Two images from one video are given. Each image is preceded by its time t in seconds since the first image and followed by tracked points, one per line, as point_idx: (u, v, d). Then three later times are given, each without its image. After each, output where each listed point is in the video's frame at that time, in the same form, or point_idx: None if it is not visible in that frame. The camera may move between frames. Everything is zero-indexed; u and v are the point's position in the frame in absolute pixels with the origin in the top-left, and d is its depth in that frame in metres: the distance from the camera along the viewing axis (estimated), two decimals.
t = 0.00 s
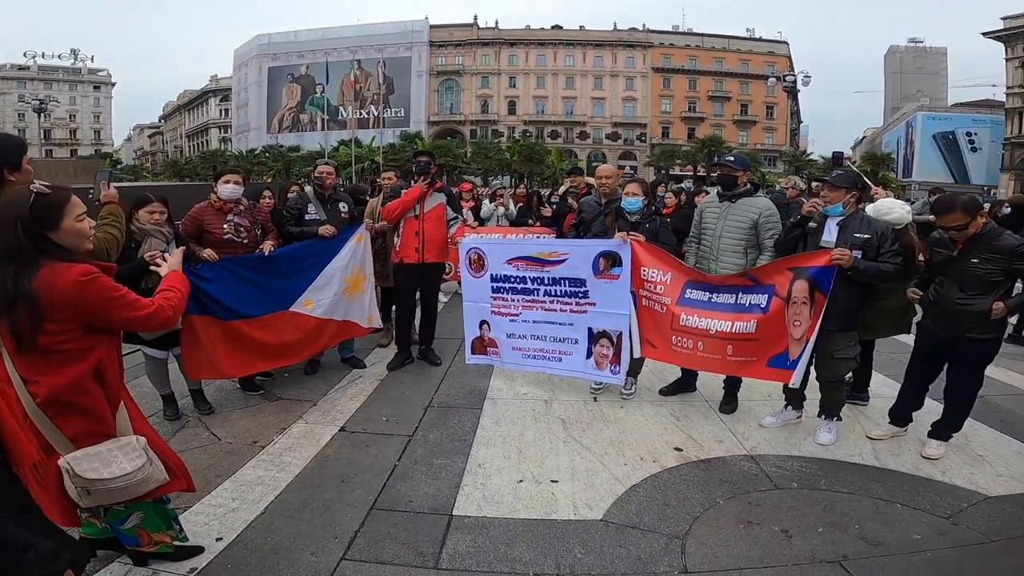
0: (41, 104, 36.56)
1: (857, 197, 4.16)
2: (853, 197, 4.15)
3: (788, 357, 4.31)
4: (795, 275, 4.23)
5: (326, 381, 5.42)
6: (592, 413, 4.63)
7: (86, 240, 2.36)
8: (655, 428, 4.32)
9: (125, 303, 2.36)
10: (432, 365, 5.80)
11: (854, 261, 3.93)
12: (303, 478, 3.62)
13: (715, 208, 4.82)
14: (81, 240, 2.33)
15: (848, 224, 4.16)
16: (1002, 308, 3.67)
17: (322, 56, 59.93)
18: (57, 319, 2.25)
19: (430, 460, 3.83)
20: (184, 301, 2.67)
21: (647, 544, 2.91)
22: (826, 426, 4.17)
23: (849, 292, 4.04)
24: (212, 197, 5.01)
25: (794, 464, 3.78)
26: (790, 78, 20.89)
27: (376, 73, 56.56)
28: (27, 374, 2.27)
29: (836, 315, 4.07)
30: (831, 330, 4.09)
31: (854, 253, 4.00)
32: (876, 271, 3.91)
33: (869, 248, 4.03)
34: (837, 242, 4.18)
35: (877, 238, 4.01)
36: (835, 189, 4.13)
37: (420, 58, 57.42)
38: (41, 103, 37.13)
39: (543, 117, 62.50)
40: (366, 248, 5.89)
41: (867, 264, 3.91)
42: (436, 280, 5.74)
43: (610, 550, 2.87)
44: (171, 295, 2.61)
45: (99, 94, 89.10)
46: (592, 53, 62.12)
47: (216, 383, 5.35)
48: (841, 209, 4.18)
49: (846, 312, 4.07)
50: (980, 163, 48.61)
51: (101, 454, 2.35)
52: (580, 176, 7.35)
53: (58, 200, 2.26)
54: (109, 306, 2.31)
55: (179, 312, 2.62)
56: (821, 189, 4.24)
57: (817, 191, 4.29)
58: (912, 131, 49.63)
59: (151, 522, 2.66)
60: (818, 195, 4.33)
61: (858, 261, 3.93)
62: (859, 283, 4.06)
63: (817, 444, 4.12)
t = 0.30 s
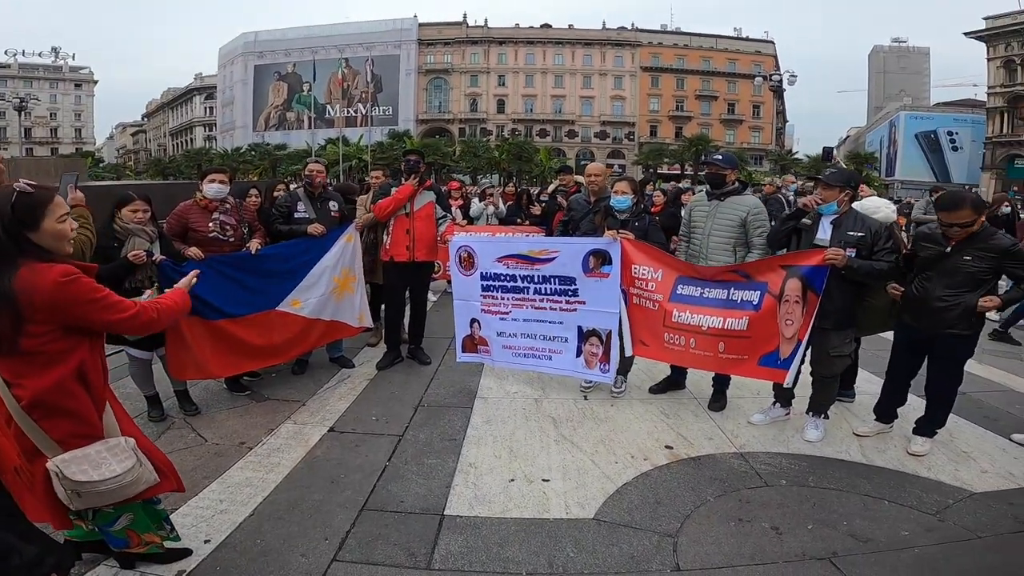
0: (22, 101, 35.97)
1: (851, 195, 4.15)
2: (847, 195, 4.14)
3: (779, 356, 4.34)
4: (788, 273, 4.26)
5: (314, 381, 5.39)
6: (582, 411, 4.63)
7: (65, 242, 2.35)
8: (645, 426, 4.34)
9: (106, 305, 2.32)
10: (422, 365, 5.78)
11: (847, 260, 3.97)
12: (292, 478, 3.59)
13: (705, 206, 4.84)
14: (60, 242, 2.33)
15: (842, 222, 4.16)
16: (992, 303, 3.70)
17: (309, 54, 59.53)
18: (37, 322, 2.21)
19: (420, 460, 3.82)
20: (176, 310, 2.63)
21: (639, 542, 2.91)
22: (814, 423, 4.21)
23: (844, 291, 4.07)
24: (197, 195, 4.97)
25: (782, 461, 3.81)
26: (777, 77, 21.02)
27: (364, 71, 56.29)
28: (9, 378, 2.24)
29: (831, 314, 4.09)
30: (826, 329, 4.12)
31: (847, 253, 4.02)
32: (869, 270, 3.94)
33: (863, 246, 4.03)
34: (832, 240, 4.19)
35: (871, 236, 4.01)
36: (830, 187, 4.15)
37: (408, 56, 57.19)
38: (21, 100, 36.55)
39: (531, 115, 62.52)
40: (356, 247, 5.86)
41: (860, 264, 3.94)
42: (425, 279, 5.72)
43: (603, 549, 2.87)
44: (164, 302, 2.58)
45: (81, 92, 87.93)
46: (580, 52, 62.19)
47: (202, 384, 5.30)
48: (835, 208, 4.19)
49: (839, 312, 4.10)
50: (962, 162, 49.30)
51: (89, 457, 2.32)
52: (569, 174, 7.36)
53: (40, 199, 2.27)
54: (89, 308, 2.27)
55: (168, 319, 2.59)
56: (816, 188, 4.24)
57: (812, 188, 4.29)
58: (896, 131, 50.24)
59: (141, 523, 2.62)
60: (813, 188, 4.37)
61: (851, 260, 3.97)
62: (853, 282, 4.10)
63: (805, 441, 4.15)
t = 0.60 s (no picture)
0: (12, 100, 35.69)
1: (852, 193, 4.17)
2: (848, 194, 4.16)
3: (775, 354, 4.37)
4: (785, 272, 4.28)
5: (310, 381, 5.37)
6: (579, 410, 4.63)
7: (46, 241, 2.30)
8: (642, 424, 4.34)
9: (93, 297, 2.28)
10: (418, 364, 5.77)
11: (845, 260, 3.97)
12: (288, 479, 3.58)
13: (701, 204, 4.85)
14: (40, 240, 2.28)
15: (842, 221, 4.16)
16: (982, 301, 3.70)
17: (302, 53, 59.34)
18: (24, 322, 2.18)
19: (417, 460, 3.82)
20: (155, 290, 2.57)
21: (637, 540, 2.92)
22: (809, 420, 4.22)
23: (843, 290, 4.07)
24: (190, 195, 4.94)
25: (779, 458, 3.82)
26: (771, 76, 21.11)
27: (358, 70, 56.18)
28: None
29: (830, 314, 4.09)
30: (825, 328, 4.12)
31: (846, 252, 4.03)
32: (867, 269, 3.95)
33: (863, 245, 4.04)
34: (831, 239, 4.19)
35: (871, 235, 4.02)
36: (830, 185, 4.17)
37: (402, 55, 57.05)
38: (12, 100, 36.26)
39: (526, 114, 62.54)
40: (352, 247, 5.83)
41: (858, 263, 3.96)
42: (421, 278, 5.71)
43: (601, 547, 2.87)
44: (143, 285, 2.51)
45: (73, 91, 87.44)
46: (575, 51, 62.23)
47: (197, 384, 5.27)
48: (836, 206, 4.20)
49: (835, 310, 4.11)
50: (954, 161, 49.61)
51: (84, 457, 2.30)
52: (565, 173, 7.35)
53: (16, 198, 2.22)
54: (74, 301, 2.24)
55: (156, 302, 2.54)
56: (816, 186, 4.28)
57: (811, 187, 4.32)
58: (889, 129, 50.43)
59: (136, 525, 2.60)
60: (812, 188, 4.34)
61: (850, 260, 3.98)
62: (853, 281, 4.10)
63: (801, 438, 4.16)
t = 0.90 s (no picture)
0: None
1: (840, 188, 4.19)
2: (836, 188, 4.18)
3: (762, 349, 4.41)
4: (772, 267, 4.31)
5: (299, 381, 5.34)
6: (570, 406, 4.65)
7: (17, 242, 2.25)
8: (632, 419, 4.36)
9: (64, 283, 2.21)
10: (408, 362, 5.76)
11: (830, 255, 4.00)
12: (278, 480, 3.56)
13: (687, 199, 4.88)
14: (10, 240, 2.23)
15: (831, 215, 4.19)
16: (959, 294, 3.74)
17: (286, 50, 58.82)
18: (14, 314, 2.18)
19: (409, 459, 3.81)
20: (134, 252, 2.46)
21: (630, 536, 2.93)
22: (797, 413, 4.27)
23: (831, 285, 4.12)
24: (172, 195, 4.87)
25: (768, 451, 3.86)
26: (755, 70, 21.22)
27: (343, 67, 55.83)
28: None
29: (819, 308, 4.15)
30: (815, 323, 4.17)
31: (834, 247, 4.08)
32: (854, 264, 4.00)
33: (850, 240, 4.09)
34: (819, 233, 4.22)
35: (858, 230, 4.07)
36: (820, 180, 4.18)
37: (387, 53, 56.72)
38: None
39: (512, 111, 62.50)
40: (338, 246, 5.76)
41: (845, 259, 4.01)
42: (409, 276, 5.69)
43: (594, 544, 2.88)
44: (118, 253, 2.41)
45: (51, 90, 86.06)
46: (561, 47, 62.25)
47: (183, 387, 5.22)
48: (825, 200, 4.22)
49: (822, 304, 4.15)
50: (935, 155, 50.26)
51: (73, 457, 2.28)
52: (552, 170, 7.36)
53: None
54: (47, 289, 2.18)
55: (136, 267, 2.45)
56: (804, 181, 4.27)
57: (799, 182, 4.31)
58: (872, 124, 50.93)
59: (124, 529, 2.57)
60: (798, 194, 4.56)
61: (836, 256, 4.03)
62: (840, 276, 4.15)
63: (789, 431, 4.20)
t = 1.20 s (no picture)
0: None
1: (815, 182, 4.22)
2: (812, 182, 4.21)
3: (741, 343, 4.47)
4: (749, 262, 4.36)
5: (279, 382, 5.29)
6: (554, 402, 4.66)
7: None
8: (616, 414, 4.39)
9: (36, 298, 2.16)
10: (390, 361, 5.73)
11: (806, 251, 4.07)
12: (260, 483, 3.52)
13: (666, 194, 4.91)
14: None
15: (806, 210, 4.26)
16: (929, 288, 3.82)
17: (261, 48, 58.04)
18: None
19: (393, 459, 3.79)
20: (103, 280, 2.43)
21: (617, 532, 2.95)
22: (777, 406, 4.33)
23: (806, 279, 4.17)
24: (144, 196, 4.78)
25: (749, 444, 3.91)
26: (731, 67, 21.40)
27: (319, 65, 55.24)
28: None
29: (794, 301, 4.21)
30: (791, 316, 4.23)
31: (810, 241, 4.15)
32: (828, 259, 4.07)
33: (825, 235, 4.15)
34: (795, 228, 4.28)
35: (833, 225, 4.13)
36: (796, 175, 4.21)
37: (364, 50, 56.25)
38: None
39: (491, 108, 62.39)
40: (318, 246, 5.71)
41: (819, 253, 4.06)
42: (390, 275, 5.66)
43: (581, 540, 2.90)
44: (89, 279, 2.37)
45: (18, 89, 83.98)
46: (539, 44, 62.26)
47: (161, 390, 5.14)
48: (800, 194, 4.26)
49: (799, 298, 4.21)
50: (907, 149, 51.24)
51: (48, 465, 2.23)
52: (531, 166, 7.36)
53: None
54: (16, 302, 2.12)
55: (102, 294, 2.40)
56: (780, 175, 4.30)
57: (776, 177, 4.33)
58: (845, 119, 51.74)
59: (104, 534, 2.52)
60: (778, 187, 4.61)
61: (811, 251, 4.08)
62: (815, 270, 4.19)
63: (769, 424, 4.26)
